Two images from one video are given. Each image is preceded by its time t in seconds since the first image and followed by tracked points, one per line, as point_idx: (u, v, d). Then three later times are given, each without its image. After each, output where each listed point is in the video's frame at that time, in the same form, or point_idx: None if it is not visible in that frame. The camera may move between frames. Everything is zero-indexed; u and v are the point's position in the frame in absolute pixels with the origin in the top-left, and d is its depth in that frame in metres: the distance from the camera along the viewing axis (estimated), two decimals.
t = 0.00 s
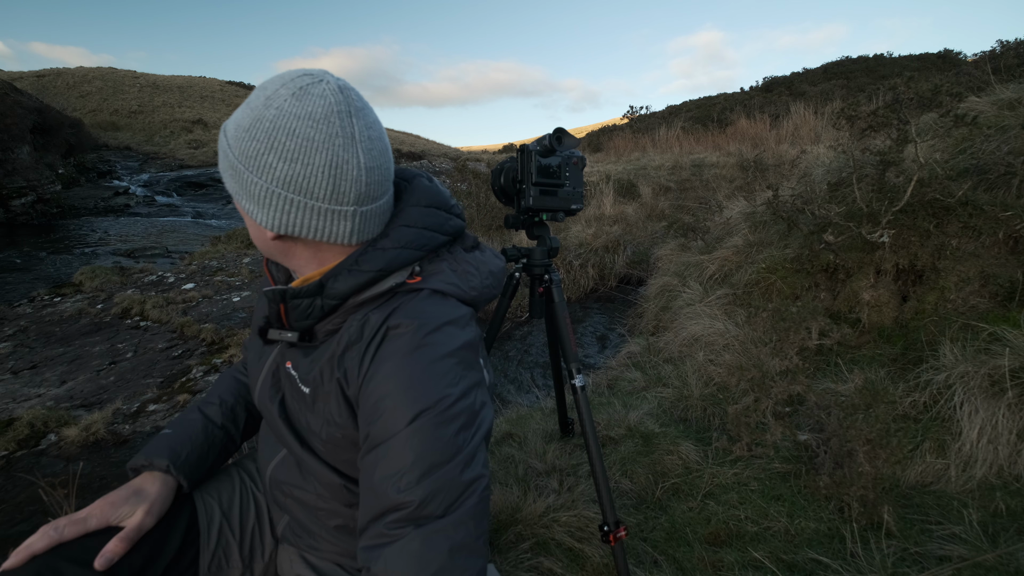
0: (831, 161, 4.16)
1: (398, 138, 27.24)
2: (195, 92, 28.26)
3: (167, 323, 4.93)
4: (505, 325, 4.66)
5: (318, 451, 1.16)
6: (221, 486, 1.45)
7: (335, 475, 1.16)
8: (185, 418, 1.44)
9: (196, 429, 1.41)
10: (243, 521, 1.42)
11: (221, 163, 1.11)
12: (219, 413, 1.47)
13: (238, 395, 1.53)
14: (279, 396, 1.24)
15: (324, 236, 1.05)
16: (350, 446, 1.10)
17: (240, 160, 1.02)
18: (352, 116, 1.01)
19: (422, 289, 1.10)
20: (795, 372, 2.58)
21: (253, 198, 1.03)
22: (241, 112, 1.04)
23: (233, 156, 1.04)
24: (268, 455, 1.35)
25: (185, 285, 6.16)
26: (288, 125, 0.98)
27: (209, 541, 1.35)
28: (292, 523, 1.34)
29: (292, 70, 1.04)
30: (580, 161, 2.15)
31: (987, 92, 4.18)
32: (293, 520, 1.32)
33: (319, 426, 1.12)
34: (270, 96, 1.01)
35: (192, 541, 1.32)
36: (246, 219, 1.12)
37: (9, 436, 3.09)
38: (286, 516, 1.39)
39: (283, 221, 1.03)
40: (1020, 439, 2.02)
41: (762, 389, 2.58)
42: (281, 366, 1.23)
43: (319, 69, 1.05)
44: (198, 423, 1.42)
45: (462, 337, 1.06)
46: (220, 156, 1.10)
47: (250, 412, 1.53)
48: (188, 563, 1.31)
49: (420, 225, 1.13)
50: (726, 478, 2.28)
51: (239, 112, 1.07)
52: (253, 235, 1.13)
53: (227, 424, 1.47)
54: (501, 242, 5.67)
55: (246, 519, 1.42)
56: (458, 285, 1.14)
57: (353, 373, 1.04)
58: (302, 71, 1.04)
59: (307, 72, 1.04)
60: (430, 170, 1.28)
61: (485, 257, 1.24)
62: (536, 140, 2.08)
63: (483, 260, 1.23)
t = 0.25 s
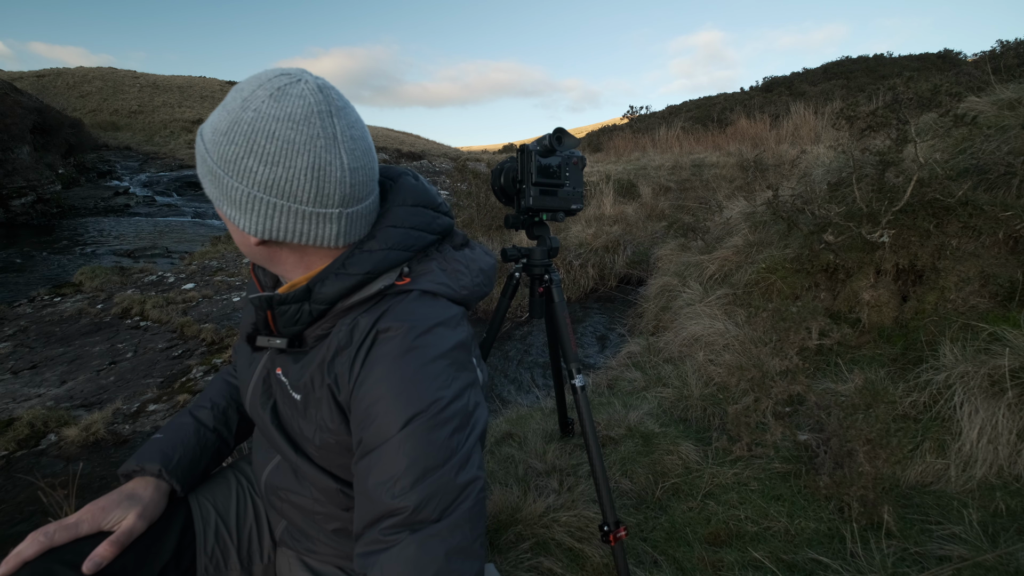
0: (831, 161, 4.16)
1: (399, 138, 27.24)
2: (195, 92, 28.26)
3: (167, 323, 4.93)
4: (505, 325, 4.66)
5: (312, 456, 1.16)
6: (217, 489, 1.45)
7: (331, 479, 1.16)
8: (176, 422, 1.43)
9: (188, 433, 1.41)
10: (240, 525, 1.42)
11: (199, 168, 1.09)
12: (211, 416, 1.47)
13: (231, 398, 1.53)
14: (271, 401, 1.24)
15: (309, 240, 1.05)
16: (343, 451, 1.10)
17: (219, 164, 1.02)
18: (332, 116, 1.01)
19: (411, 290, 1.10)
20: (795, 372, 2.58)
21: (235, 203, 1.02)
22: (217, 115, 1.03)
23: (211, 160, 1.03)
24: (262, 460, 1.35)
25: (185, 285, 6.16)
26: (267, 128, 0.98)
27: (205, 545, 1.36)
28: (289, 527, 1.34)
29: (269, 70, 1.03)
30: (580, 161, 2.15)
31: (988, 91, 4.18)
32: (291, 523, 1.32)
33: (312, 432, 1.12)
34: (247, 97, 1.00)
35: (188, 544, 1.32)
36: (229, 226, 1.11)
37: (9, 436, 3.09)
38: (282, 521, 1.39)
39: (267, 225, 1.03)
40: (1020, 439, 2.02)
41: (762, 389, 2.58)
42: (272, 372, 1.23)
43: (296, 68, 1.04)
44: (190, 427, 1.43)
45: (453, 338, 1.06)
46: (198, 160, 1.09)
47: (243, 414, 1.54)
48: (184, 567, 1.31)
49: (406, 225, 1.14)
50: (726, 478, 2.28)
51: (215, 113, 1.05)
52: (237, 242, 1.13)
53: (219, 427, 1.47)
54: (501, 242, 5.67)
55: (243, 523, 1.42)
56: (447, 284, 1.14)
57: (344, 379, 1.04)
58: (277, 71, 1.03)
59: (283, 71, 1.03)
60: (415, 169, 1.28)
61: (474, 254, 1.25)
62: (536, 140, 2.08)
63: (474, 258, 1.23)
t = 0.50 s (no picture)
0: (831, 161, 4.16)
1: (399, 138, 27.23)
2: (195, 92, 28.24)
3: (167, 323, 4.93)
4: (505, 325, 4.66)
5: (311, 456, 1.16)
6: (217, 489, 1.45)
7: (330, 479, 1.16)
8: (176, 422, 1.43)
9: (188, 433, 1.41)
10: (240, 525, 1.42)
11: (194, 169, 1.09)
12: (211, 416, 1.47)
13: (230, 398, 1.53)
14: (270, 402, 1.24)
15: (306, 241, 1.05)
16: (343, 451, 1.10)
17: (214, 165, 1.01)
18: (327, 116, 1.01)
19: (408, 290, 1.10)
20: (795, 372, 2.58)
21: (231, 204, 1.02)
22: (212, 116, 1.03)
23: (206, 162, 1.03)
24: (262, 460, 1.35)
25: (185, 285, 6.16)
26: (262, 128, 0.98)
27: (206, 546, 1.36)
28: (289, 527, 1.34)
29: (263, 71, 1.03)
30: (580, 161, 2.15)
31: (988, 91, 4.18)
32: (291, 523, 1.32)
33: (311, 433, 1.12)
34: (242, 98, 0.99)
35: (188, 543, 1.32)
36: (225, 228, 1.11)
37: (8, 436, 3.09)
38: (282, 520, 1.39)
39: (263, 226, 1.03)
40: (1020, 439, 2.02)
41: (762, 389, 2.58)
42: (271, 372, 1.23)
43: (290, 68, 1.04)
44: (190, 427, 1.43)
45: (451, 337, 1.06)
46: (194, 162, 1.09)
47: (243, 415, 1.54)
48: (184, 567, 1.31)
49: (403, 225, 1.14)
50: (726, 478, 2.28)
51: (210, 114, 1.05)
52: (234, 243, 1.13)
53: (219, 428, 1.48)
54: (501, 242, 5.67)
55: (243, 523, 1.43)
56: (445, 284, 1.14)
57: (343, 379, 1.04)
58: (272, 71, 1.03)
59: (278, 72, 1.03)
60: (412, 169, 1.29)
61: (472, 254, 1.25)
62: (536, 140, 2.07)
63: (471, 257, 1.23)
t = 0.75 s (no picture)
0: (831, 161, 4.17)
1: (399, 138, 27.23)
2: (195, 92, 28.24)
3: (167, 323, 4.93)
4: (505, 325, 4.66)
5: (312, 455, 1.16)
6: (218, 489, 1.45)
7: (331, 477, 1.16)
8: (177, 422, 1.43)
9: (190, 433, 1.41)
10: (241, 525, 1.42)
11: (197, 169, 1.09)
12: (212, 416, 1.47)
13: (231, 398, 1.53)
14: (272, 401, 1.24)
15: (308, 240, 1.05)
16: (344, 450, 1.10)
17: (218, 165, 1.01)
18: (330, 116, 1.01)
19: (411, 289, 1.09)
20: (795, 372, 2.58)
21: (234, 204, 1.02)
22: (217, 115, 1.03)
23: (210, 162, 1.03)
24: (263, 460, 1.35)
25: (185, 285, 6.16)
26: (265, 128, 0.98)
27: (206, 545, 1.36)
28: (290, 527, 1.34)
29: (266, 71, 1.03)
30: (580, 161, 2.15)
31: (988, 91, 4.18)
32: (291, 523, 1.32)
33: (313, 431, 1.12)
34: (246, 98, 0.99)
35: (189, 543, 1.32)
36: (228, 227, 1.11)
37: (8, 436, 3.09)
38: (283, 520, 1.39)
39: (266, 226, 1.03)
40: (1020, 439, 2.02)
41: (762, 389, 2.58)
42: (274, 371, 1.23)
43: (293, 69, 1.04)
44: (191, 427, 1.43)
45: (453, 337, 1.06)
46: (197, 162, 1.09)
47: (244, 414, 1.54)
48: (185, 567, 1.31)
49: (406, 225, 1.14)
50: (726, 478, 2.28)
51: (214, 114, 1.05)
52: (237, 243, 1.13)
53: (220, 427, 1.47)
54: (501, 242, 5.67)
55: (244, 523, 1.43)
56: (447, 284, 1.14)
57: (345, 377, 1.04)
58: (275, 71, 1.03)
59: (281, 72, 1.03)
60: (414, 169, 1.29)
61: (474, 253, 1.25)
62: (536, 140, 2.07)
63: (473, 257, 1.23)
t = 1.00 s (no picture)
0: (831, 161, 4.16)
1: (398, 138, 27.22)
2: (195, 92, 28.24)
3: (167, 323, 4.93)
4: (505, 325, 4.66)
5: (312, 455, 1.16)
6: (218, 489, 1.45)
7: (332, 478, 1.16)
8: (177, 422, 1.43)
9: (190, 433, 1.41)
10: (241, 525, 1.42)
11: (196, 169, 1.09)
12: (212, 416, 1.47)
13: (231, 398, 1.53)
14: (271, 401, 1.25)
15: (307, 240, 1.05)
16: (344, 450, 1.10)
17: (217, 164, 1.01)
18: (329, 116, 1.01)
19: (411, 289, 1.09)
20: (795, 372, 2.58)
21: (233, 204, 1.02)
22: (217, 114, 1.03)
23: (210, 161, 1.03)
24: (263, 460, 1.35)
25: (185, 285, 6.16)
26: (265, 128, 0.98)
27: (206, 545, 1.36)
28: (290, 527, 1.34)
29: (266, 72, 1.03)
30: (580, 161, 2.15)
31: (988, 91, 4.18)
32: (291, 523, 1.32)
33: (312, 431, 1.12)
34: (247, 96, 1.00)
35: (190, 543, 1.32)
36: (228, 227, 1.11)
37: (8, 436, 3.09)
38: (283, 520, 1.39)
39: (266, 226, 1.03)
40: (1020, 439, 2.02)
41: (762, 389, 2.58)
42: (273, 371, 1.23)
43: (293, 69, 1.04)
44: (191, 427, 1.43)
45: (452, 336, 1.06)
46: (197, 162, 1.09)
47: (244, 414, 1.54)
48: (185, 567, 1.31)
49: (406, 225, 1.14)
50: (726, 478, 2.28)
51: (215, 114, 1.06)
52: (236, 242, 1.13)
53: (220, 427, 1.47)
54: (501, 243, 5.67)
55: (244, 523, 1.43)
56: (447, 284, 1.14)
57: (345, 377, 1.04)
58: (275, 72, 1.03)
59: (281, 72, 1.03)
60: (414, 169, 1.29)
61: (473, 253, 1.25)
62: (536, 140, 2.07)
63: (472, 257, 1.24)
